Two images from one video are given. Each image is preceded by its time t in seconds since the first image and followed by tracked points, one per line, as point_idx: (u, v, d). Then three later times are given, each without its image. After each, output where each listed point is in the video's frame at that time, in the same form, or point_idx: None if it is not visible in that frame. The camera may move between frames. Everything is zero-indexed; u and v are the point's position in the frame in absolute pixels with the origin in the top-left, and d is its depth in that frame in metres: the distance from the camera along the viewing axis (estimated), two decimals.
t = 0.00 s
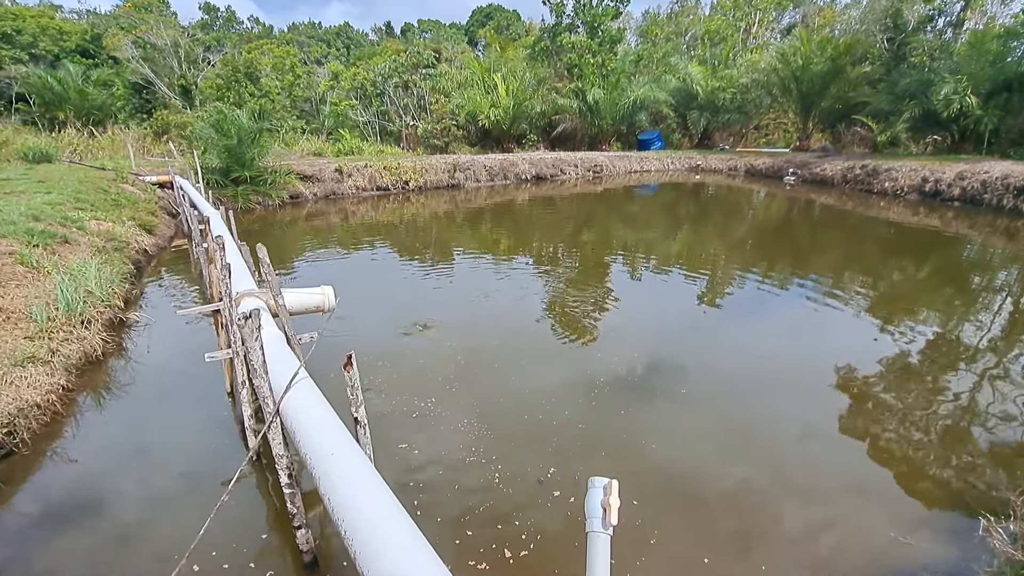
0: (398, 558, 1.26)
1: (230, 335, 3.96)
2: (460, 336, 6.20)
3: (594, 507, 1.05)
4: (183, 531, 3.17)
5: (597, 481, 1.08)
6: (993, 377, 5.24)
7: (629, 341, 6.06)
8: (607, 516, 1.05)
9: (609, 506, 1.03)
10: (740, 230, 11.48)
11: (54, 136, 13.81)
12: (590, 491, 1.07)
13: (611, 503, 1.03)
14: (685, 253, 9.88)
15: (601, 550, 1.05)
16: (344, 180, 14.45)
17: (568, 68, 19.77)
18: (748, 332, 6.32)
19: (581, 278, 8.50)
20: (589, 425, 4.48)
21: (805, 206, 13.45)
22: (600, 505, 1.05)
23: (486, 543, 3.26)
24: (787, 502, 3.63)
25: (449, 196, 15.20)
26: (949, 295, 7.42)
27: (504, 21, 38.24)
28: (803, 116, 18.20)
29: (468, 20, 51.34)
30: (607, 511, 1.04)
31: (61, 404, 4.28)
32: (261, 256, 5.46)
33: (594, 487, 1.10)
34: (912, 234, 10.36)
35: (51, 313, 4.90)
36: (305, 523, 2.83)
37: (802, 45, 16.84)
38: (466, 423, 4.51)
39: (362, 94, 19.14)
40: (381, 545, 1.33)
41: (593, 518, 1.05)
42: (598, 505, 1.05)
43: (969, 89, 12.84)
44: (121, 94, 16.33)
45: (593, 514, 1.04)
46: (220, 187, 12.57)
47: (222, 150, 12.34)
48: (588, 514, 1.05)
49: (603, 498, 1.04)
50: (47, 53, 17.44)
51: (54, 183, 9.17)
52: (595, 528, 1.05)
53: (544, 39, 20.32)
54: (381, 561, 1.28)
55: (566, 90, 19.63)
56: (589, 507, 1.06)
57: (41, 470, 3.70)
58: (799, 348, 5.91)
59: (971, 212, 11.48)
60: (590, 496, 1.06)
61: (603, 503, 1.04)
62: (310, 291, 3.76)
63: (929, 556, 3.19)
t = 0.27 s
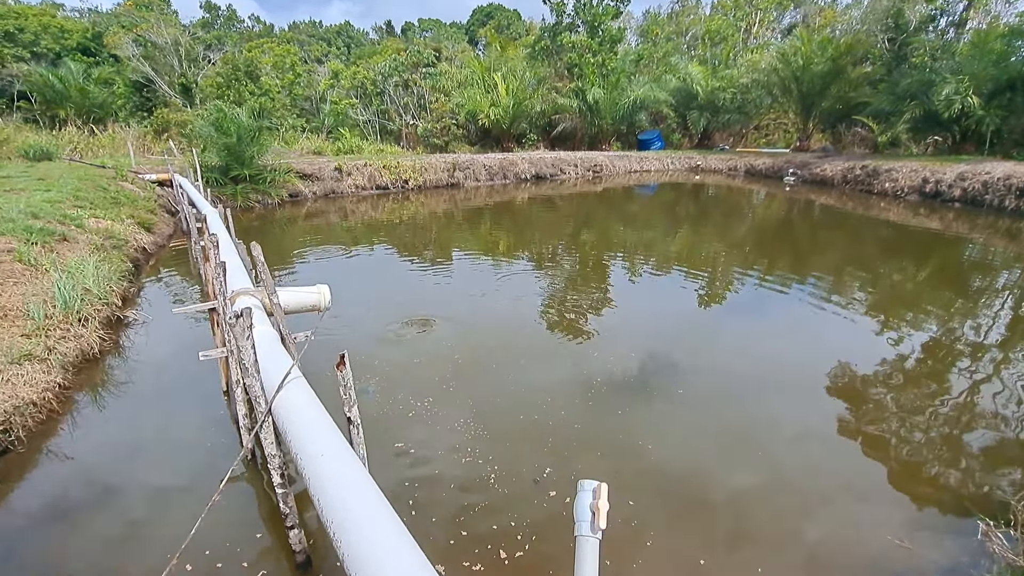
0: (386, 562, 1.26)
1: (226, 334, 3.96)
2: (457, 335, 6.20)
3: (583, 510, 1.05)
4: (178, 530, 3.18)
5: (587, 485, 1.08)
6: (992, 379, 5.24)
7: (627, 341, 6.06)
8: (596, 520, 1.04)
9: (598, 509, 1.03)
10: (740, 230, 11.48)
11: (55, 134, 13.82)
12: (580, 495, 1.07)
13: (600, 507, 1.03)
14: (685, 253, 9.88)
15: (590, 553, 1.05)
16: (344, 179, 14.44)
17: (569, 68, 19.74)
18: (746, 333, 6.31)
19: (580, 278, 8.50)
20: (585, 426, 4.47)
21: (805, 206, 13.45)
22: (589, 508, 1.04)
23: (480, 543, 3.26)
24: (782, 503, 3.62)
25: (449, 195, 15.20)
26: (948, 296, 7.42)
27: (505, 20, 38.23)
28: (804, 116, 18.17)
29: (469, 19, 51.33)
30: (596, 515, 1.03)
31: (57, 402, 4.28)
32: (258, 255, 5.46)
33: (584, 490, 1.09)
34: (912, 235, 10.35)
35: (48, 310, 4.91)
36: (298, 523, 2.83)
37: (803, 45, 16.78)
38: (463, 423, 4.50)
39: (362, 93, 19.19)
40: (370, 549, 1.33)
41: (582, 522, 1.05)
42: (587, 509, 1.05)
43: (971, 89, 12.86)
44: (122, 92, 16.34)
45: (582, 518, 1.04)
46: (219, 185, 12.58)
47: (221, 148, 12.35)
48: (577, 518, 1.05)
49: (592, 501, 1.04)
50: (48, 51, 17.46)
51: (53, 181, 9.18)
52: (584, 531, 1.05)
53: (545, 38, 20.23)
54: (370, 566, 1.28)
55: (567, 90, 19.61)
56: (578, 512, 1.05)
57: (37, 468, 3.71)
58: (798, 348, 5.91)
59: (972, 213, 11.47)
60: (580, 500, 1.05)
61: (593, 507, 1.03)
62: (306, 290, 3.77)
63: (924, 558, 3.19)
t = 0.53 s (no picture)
0: (381, 563, 1.27)
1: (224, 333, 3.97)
2: (457, 335, 6.21)
3: (577, 512, 1.06)
4: (176, 527, 3.19)
5: (582, 486, 1.09)
6: (991, 380, 5.24)
7: (625, 341, 6.08)
8: (590, 521, 1.05)
9: (592, 511, 1.04)
10: (739, 230, 11.49)
11: (55, 132, 13.84)
12: (574, 496, 1.08)
13: (594, 508, 1.04)
14: (684, 253, 9.89)
15: (584, 554, 1.06)
16: (344, 178, 14.43)
17: (569, 67, 19.72)
18: (745, 333, 6.32)
19: (580, 277, 8.50)
20: (582, 426, 4.48)
21: (805, 207, 13.45)
22: (583, 510, 1.05)
23: (478, 543, 3.27)
24: (778, 503, 3.64)
25: (448, 194, 15.20)
26: (948, 297, 7.42)
27: (506, 19, 38.25)
28: (805, 116, 18.16)
29: (469, 18, 51.32)
30: (590, 516, 1.04)
31: (56, 400, 4.30)
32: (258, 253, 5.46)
33: (579, 491, 1.10)
34: (912, 236, 10.36)
35: (47, 308, 4.92)
36: (295, 522, 2.85)
37: (804, 46, 16.73)
38: (460, 422, 4.52)
39: (363, 92, 19.23)
40: (365, 550, 1.33)
41: (577, 524, 1.06)
42: (581, 510, 1.06)
43: (972, 90, 12.86)
44: (123, 90, 16.35)
45: (577, 519, 1.05)
46: (220, 183, 12.59)
47: (222, 147, 12.37)
48: (571, 519, 1.06)
49: (587, 502, 1.05)
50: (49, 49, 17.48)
51: (53, 179, 9.19)
52: (579, 533, 1.06)
53: (545, 38, 19.90)
54: (365, 566, 1.29)
55: (567, 89, 19.61)
56: (573, 513, 1.06)
57: (36, 465, 3.73)
58: (796, 349, 5.91)
59: (972, 214, 11.47)
60: (574, 501, 1.06)
61: (587, 508, 1.04)
62: (305, 289, 3.78)
63: (921, 559, 3.20)
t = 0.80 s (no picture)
0: (380, 563, 1.27)
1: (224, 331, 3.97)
2: (457, 334, 6.21)
3: (576, 511, 1.06)
4: (176, 526, 3.20)
5: (581, 487, 1.09)
6: (991, 381, 5.24)
7: (625, 341, 6.08)
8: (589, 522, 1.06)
9: (592, 512, 1.04)
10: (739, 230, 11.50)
11: (55, 129, 13.82)
12: (574, 496, 1.08)
13: (593, 508, 1.04)
14: (685, 253, 9.89)
15: (583, 555, 1.06)
16: (344, 177, 14.41)
17: (569, 67, 19.68)
18: (745, 334, 6.32)
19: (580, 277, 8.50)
20: (582, 425, 4.48)
21: (805, 207, 13.45)
22: (583, 510, 1.05)
23: (478, 542, 3.27)
24: (778, 504, 3.64)
25: (449, 194, 15.19)
26: (948, 298, 7.42)
27: (506, 18, 38.23)
28: (805, 116, 18.15)
29: (470, 17, 51.28)
30: (589, 517, 1.05)
31: (56, 398, 4.30)
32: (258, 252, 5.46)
33: (578, 491, 1.10)
34: (912, 237, 10.36)
35: (47, 306, 4.92)
36: (295, 521, 2.85)
37: (805, 46, 16.75)
38: (460, 421, 4.52)
39: (363, 91, 19.25)
40: (364, 550, 1.33)
41: (575, 524, 1.06)
42: (580, 510, 1.06)
43: (973, 91, 12.86)
44: (123, 88, 16.33)
45: (576, 520, 1.05)
46: (220, 182, 12.59)
47: (222, 145, 12.36)
48: (570, 519, 1.06)
49: (586, 503, 1.05)
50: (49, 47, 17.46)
51: (53, 177, 9.18)
52: (578, 534, 1.06)
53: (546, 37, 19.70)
54: (365, 566, 1.29)
55: (568, 89, 19.59)
56: (572, 513, 1.07)
57: (36, 463, 3.73)
58: (796, 349, 5.92)
59: (972, 215, 11.47)
60: (573, 501, 1.07)
61: (586, 509, 1.04)
62: (306, 288, 3.78)
63: (919, 559, 3.20)
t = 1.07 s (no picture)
0: (382, 562, 1.27)
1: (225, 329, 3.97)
2: (456, 334, 6.21)
3: (578, 511, 1.06)
4: (177, 524, 3.20)
5: (582, 486, 1.09)
6: (990, 382, 5.24)
7: (625, 340, 6.08)
8: (591, 521, 1.05)
9: (593, 510, 1.04)
10: (740, 230, 11.49)
11: (56, 128, 13.81)
12: (575, 495, 1.08)
13: (594, 508, 1.04)
14: (685, 253, 9.89)
15: (585, 554, 1.06)
16: (344, 176, 14.41)
17: (570, 66, 19.67)
18: (745, 333, 6.32)
19: (580, 277, 8.50)
20: (582, 425, 4.48)
21: (806, 208, 13.44)
22: (584, 509, 1.05)
23: (478, 541, 3.28)
24: (778, 503, 3.65)
25: (449, 193, 15.18)
26: (948, 299, 7.42)
27: (507, 18, 38.23)
28: (806, 117, 18.14)
29: (470, 16, 51.23)
30: (590, 515, 1.05)
31: (57, 396, 4.30)
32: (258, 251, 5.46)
33: (580, 490, 1.10)
34: (912, 237, 10.35)
35: (48, 304, 4.93)
36: (295, 520, 2.85)
37: (805, 46, 16.77)
38: (460, 420, 4.52)
39: (364, 90, 19.26)
40: (365, 549, 1.33)
41: (577, 523, 1.06)
42: (581, 509, 1.06)
43: (974, 91, 12.85)
44: (123, 87, 16.32)
45: (577, 519, 1.05)
46: (220, 180, 12.59)
47: (223, 144, 12.37)
48: (571, 518, 1.06)
49: (587, 502, 1.05)
50: (50, 45, 17.45)
51: (54, 175, 9.17)
52: (579, 533, 1.06)
53: (547, 36, 19.77)
54: (366, 564, 1.29)
55: (568, 88, 19.58)
56: (573, 512, 1.07)
57: (38, 461, 3.73)
58: (796, 349, 5.91)
59: (973, 215, 11.47)
60: (575, 500, 1.07)
61: (587, 508, 1.04)
62: (306, 287, 3.78)
63: (919, 559, 3.21)
